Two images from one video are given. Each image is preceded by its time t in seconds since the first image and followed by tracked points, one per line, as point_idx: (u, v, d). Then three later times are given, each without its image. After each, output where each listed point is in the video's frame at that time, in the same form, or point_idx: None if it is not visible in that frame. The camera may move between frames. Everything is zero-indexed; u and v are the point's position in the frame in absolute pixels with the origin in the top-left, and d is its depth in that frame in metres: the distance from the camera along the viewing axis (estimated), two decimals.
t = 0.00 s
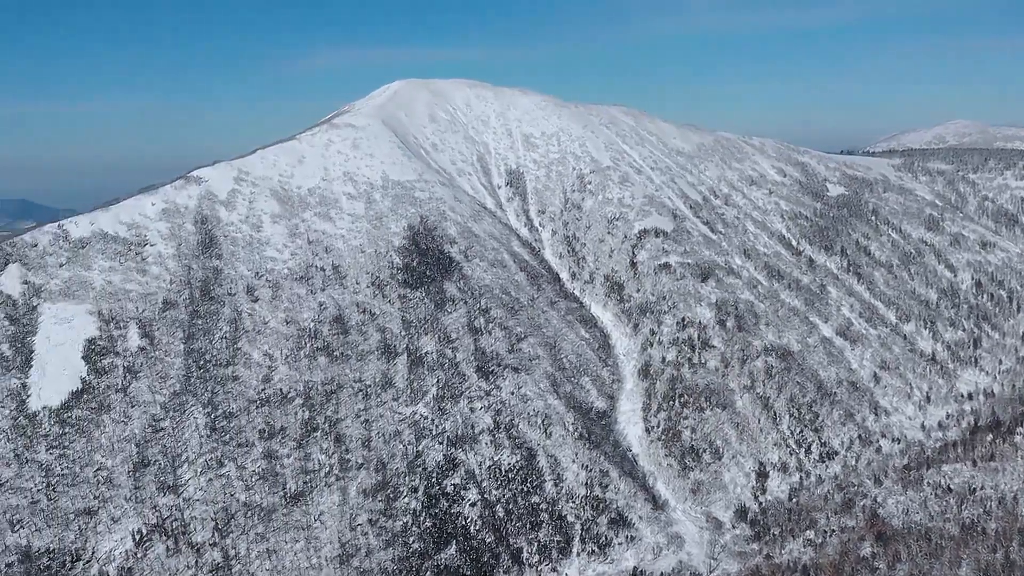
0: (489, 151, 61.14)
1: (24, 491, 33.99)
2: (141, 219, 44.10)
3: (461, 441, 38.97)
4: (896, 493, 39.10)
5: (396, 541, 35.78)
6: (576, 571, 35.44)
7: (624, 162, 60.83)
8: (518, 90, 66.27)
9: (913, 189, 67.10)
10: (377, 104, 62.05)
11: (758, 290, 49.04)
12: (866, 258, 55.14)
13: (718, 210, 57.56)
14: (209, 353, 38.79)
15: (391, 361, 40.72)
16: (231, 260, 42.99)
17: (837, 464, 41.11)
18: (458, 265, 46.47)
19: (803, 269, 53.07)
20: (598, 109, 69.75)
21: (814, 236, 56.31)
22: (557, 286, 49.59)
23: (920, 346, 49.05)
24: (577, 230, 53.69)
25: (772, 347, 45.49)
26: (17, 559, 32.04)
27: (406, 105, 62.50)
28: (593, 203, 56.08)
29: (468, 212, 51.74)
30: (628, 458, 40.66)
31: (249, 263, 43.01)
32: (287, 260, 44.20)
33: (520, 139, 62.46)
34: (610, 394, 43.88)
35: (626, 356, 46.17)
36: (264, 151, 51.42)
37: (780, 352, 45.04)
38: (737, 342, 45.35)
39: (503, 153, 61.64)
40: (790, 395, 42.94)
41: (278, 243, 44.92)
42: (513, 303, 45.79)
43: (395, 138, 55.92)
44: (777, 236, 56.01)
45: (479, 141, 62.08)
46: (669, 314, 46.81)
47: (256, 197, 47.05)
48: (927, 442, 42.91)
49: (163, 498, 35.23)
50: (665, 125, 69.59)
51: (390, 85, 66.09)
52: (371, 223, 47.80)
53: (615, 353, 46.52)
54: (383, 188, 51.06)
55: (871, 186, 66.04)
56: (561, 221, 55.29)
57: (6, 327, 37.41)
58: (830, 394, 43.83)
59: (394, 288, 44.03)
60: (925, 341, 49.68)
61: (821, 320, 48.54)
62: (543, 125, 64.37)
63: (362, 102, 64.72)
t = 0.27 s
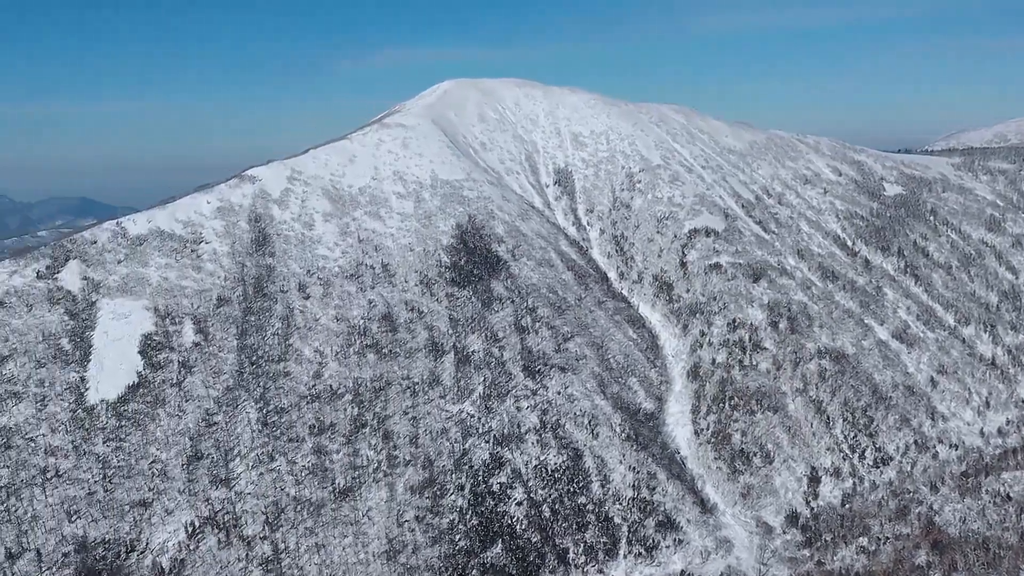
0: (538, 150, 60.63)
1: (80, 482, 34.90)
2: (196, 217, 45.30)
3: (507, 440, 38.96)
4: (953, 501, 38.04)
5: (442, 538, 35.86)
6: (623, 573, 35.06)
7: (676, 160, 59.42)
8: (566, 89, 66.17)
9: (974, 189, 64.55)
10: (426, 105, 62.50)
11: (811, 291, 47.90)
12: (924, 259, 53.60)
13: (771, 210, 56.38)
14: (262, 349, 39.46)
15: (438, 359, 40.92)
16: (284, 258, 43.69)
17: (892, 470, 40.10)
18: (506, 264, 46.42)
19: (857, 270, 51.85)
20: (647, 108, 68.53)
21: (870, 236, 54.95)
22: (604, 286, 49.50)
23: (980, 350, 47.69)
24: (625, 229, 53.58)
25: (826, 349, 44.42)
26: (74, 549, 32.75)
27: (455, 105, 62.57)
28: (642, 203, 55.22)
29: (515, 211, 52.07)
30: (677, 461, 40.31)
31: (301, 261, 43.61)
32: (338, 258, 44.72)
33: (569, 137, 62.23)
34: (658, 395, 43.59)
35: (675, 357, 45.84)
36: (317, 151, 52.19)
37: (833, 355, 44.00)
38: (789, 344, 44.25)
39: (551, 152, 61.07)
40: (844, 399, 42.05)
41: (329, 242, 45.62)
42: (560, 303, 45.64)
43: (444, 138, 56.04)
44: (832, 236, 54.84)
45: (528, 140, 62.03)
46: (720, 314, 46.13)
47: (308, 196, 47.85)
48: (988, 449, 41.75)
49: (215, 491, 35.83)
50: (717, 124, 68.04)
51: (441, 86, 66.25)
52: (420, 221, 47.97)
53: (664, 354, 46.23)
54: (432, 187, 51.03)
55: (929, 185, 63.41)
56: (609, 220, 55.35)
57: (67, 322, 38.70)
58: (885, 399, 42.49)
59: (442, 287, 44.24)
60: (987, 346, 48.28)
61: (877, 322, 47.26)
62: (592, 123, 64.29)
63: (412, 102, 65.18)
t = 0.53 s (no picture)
0: (586, 148, 59.75)
1: (136, 474, 35.79)
2: (250, 215, 45.73)
3: (553, 440, 38.81)
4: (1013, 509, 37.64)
5: (488, 537, 35.99)
6: None
7: (727, 159, 57.88)
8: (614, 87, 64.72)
9: None
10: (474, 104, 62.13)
11: (867, 293, 46.63)
12: (983, 261, 51.92)
13: (825, 209, 54.86)
14: (312, 346, 39.81)
15: (484, 358, 40.88)
16: (334, 256, 43.96)
17: (948, 476, 38.82)
18: (553, 263, 46.13)
19: (914, 271, 50.47)
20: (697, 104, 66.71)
21: (927, 237, 53.31)
22: (653, 286, 48.91)
23: None
24: (675, 228, 52.56)
25: (881, 352, 43.20)
26: (129, 540, 34.00)
27: (504, 103, 62.02)
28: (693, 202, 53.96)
29: (562, 210, 51.27)
30: (726, 464, 39.78)
31: (351, 259, 43.89)
32: (387, 257, 44.77)
33: (618, 136, 61.07)
34: (707, 398, 43.01)
35: (725, 358, 45.16)
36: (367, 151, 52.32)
37: (889, 358, 42.76)
38: (843, 346, 43.24)
39: (599, 151, 60.16)
40: (899, 403, 40.93)
41: (379, 240, 45.55)
42: (608, 302, 45.22)
43: (493, 136, 55.62)
44: (888, 236, 53.26)
45: (576, 138, 61.06)
46: (772, 316, 45.34)
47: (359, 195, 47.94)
48: None
49: (265, 485, 36.45)
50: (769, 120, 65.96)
51: (489, 83, 65.75)
52: (468, 220, 47.69)
53: (714, 356, 45.57)
54: (480, 186, 50.80)
55: (992, 186, 59.98)
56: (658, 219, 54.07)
57: (125, 318, 39.53)
58: (942, 404, 41.27)
59: (489, 286, 44.21)
60: None
61: (934, 325, 46.00)
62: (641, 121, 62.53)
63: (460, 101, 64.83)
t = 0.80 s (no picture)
0: (636, 146, 59.40)
1: (189, 468, 36.39)
2: (302, 214, 46.39)
3: (599, 440, 38.59)
4: None
5: (534, 536, 35.84)
6: None
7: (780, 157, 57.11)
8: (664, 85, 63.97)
9: None
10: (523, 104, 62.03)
11: (924, 295, 45.53)
12: None
13: (881, 209, 53.53)
14: (362, 343, 40.48)
15: (531, 357, 40.95)
16: (384, 254, 44.36)
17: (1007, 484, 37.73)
18: (601, 262, 46.02)
19: (974, 273, 49.12)
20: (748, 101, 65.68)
21: (987, 237, 51.92)
22: (703, 286, 48.28)
23: None
24: (726, 228, 51.78)
25: (939, 356, 42.14)
26: (181, 532, 34.51)
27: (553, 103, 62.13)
28: (744, 201, 53.28)
29: (611, 209, 51.22)
30: (776, 468, 39.12)
31: (399, 258, 44.28)
32: (435, 255, 45.16)
33: (668, 134, 60.49)
34: (758, 400, 42.31)
35: (777, 361, 44.45)
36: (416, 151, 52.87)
37: (946, 362, 41.70)
38: (899, 349, 42.31)
39: (649, 149, 59.70)
40: (957, 409, 39.84)
41: (427, 239, 45.91)
42: (656, 302, 44.87)
43: (541, 135, 55.82)
44: (946, 238, 51.78)
45: (626, 137, 60.61)
46: (825, 318, 44.53)
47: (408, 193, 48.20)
48: None
49: (315, 480, 36.86)
50: (823, 118, 64.73)
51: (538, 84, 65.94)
52: (515, 220, 47.94)
53: (765, 358, 44.85)
54: (529, 186, 51.08)
55: None
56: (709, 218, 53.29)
57: (179, 314, 40.55)
58: (1003, 411, 40.07)
59: (536, 285, 44.37)
60: None
61: (996, 329, 44.66)
62: (692, 119, 61.71)
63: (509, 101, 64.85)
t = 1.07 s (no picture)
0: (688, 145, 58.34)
1: (242, 461, 37.00)
2: (354, 212, 47.23)
3: (648, 442, 38.18)
4: None
5: (581, 537, 35.65)
6: None
7: (837, 155, 55.81)
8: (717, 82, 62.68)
9: None
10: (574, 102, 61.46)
11: (985, 298, 44.20)
12: None
13: (942, 209, 52.10)
14: (411, 340, 40.78)
15: (578, 357, 40.86)
16: (433, 253, 44.84)
17: None
18: (650, 262, 45.63)
19: None
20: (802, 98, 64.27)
21: None
22: (756, 287, 47.33)
23: None
24: (781, 228, 50.78)
25: (1001, 361, 40.86)
26: (234, 524, 35.13)
27: (604, 100, 61.25)
28: (800, 200, 52.35)
29: (662, 208, 50.69)
30: (830, 473, 38.25)
31: (449, 256, 44.63)
32: (484, 254, 45.49)
33: (721, 132, 59.35)
34: (812, 404, 41.46)
35: (832, 364, 43.55)
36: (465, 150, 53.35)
37: (1009, 367, 40.40)
38: (959, 353, 41.08)
39: (702, 148, 58.48)
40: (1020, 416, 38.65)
41: (476, 238, 46.27)
42: (707, 303, 44.16)
43: (591, 134, 55.27)
44: (1009, 238, 50.82)
45: (678, 135, 59.66)
46: (883, 320, 43.42)
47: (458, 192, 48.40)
48: None
49: (364, 476, 37.18)
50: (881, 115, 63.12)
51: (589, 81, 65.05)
52: (564, 218, 47.94)
53: (820, 361, 43.94)
54: (578, 185, 51.07)
55: None
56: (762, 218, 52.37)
57: (234, 310, 41.45)
58: None
59: (584, 285, 44.23)
60: None
61: None
62: (745, 117, 60.41)
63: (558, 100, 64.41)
